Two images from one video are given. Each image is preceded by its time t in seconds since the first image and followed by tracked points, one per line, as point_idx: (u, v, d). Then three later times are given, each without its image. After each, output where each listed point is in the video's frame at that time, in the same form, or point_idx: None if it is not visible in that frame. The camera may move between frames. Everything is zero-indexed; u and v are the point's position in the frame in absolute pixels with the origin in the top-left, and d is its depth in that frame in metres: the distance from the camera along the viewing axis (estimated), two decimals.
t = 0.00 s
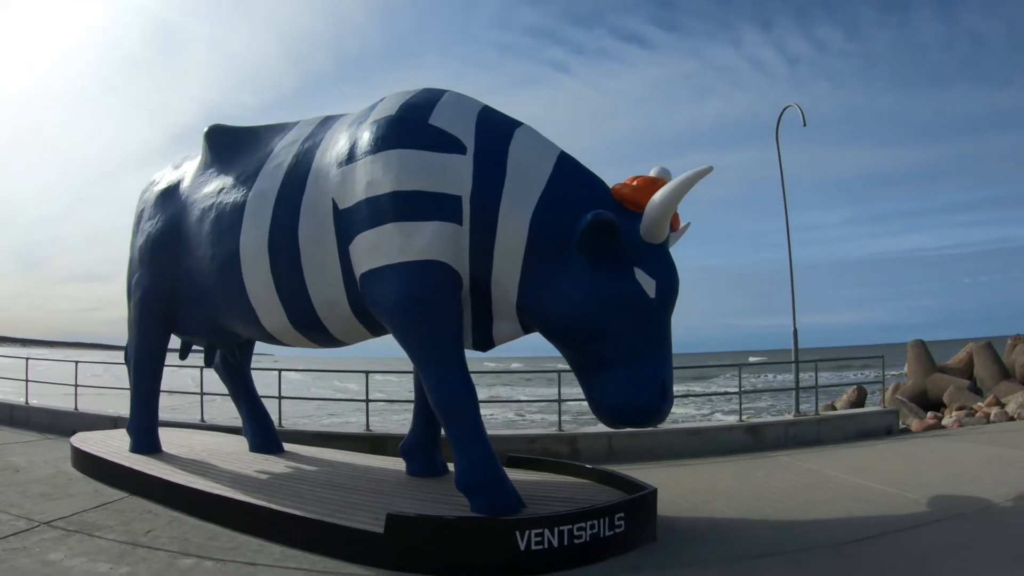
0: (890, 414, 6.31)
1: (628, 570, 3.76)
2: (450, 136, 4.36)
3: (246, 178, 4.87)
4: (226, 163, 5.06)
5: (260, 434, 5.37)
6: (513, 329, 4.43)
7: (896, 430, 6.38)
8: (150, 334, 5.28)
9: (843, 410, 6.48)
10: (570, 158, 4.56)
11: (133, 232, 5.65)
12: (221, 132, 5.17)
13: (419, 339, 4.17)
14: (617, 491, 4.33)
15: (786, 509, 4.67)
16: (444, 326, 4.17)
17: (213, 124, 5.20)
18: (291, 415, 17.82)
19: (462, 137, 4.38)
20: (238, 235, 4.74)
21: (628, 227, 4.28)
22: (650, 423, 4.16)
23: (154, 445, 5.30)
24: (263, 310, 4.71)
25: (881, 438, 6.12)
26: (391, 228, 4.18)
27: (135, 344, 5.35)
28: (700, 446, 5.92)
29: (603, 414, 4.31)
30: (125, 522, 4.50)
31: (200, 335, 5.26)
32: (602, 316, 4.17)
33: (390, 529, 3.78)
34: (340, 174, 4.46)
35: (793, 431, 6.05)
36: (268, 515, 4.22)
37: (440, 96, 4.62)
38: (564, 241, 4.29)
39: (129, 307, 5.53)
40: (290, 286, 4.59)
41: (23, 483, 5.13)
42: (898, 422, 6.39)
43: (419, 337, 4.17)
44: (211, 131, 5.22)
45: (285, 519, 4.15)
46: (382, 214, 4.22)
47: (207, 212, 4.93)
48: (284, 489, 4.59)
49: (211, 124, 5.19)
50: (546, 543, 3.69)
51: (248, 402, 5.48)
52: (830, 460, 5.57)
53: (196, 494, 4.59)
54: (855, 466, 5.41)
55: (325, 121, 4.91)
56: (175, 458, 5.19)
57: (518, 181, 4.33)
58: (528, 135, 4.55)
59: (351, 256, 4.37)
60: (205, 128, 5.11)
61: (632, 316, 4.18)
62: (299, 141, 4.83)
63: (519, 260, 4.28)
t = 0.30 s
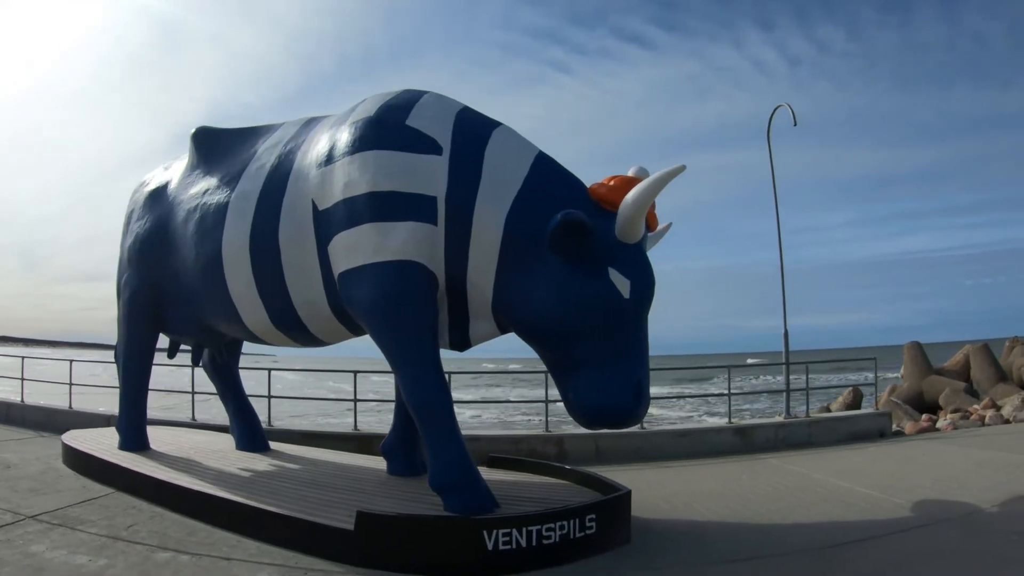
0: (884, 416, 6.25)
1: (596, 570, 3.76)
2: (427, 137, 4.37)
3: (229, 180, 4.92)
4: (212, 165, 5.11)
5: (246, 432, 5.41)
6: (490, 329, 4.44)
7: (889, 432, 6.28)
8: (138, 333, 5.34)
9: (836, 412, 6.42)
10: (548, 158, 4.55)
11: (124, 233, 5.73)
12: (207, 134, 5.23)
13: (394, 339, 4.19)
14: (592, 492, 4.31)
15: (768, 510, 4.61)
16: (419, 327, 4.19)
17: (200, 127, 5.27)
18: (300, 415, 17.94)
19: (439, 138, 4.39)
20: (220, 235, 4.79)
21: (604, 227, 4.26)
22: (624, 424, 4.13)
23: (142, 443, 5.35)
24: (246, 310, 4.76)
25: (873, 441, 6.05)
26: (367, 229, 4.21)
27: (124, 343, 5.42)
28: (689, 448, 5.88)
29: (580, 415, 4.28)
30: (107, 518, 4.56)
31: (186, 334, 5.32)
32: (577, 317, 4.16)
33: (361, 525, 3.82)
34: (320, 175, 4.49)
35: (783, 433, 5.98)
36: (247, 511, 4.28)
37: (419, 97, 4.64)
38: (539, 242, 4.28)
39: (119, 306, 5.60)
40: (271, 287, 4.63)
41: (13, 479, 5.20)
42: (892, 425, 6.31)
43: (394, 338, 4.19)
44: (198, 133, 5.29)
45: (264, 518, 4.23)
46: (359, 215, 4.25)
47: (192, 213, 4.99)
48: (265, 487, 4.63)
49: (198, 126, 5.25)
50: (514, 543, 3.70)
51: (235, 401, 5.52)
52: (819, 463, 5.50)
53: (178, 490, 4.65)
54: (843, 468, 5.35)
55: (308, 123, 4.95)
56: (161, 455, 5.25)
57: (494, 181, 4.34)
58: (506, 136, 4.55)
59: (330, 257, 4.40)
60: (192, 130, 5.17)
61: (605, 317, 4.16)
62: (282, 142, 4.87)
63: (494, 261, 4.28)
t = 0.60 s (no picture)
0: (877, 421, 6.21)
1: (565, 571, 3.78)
2: (406, 140, 4.41)
3: (217, 180, 5.00)
4: (201, 166, 5.20)
5: (235, 429, 5.50)
6: (468, 331, 4.47)
7: (881, 438, 6.29)
8: (129, 330, 5.44)
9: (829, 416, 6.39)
10: (527, 160, 4.57)
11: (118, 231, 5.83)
12: (198, 136, 5.32)
13: (370, 339, 4.22)
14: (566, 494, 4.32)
15: (747, 515, 4.59)
16: (395, 327, 4.21)
17: (191, 128, 5.35)
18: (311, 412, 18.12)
19: (418, 140, 4.42)
20: (207, 235, 4.87)
21: (580, 230, 4.27)
22: (597, 427, 4.12)
23: (133, 437, 5.46)
24: (231, 309, 4.84)
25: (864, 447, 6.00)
26: (345, 230, 4.25)
27: (116, 339, 5.53)
28: (676, 451, 5.86)
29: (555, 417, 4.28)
30: (93, 510, 4.66)
31: (177, 332, 5.42)
32: (551, 319, 4.16)
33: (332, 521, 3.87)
34: (302, 177, 4.54)
35: (772, 437, 5.95)
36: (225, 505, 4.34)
37: (401, 99, 4.67)
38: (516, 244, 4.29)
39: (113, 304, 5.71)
40: (254, 286, 4.70)
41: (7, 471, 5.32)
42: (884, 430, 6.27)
43: (370, 338, 4.22)
44: (189, 134, 5.37)
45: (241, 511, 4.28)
46: (338, 216, 4.29)
47: (180, 213, 5.08)
48: (247, 482, 4.71)
49: (189, 128, 5.33)
50: (480, 543, 3.72)
51: (225, 398, 5.61)
52: (806, 467, 5.46)
53: (163, 484, 4.74)
54: (829, 473, 5.30)
55: (294, 124, 5.01)
56: (151, 450, 5.35)
57: (472, 184, 4.36)
58: (486, 138, 4.57)
59: (310, 258, 4.45)
60: (182, 131, 5.26)
61: (579, 319, 4.16)
62: (268, 144, 4.94)
63: (470, 263, 4.30)
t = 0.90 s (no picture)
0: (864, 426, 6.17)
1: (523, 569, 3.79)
2: (379, 140, 4.44)
3: (198, 179, 5.07)
4: (185, 165, 5.27)
5: (218, 425, 5.58)
6: (438, 329, 4.49)
7: (869, 442, 6.22)
8: (116, 325, 5.54)
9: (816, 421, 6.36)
10: (500, 160, 4.57)
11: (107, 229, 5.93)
12: (183, 135, 5.39)
13: (338, 336, 4.25)
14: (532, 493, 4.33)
15: (717, 518, 4.56)
16: (363, 325, 4.23)
17: (177, 128, 5.43)
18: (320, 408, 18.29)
19: (391, 140, 4.45)
20: (187, 233, 4.94)
21: (549, 230, 4.27)
22: (562, 427, 4.11)
23: (118, 431, 5.56)
24: (210, 306, 4.91)
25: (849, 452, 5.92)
26: (317, 230, 4.28)
27: (103, 335, 5.63)
28: (657, 452, 5.83)
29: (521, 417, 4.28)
30: (73, 500, 4.75)
31: (162, 328, 5.51)
32: (517, 318, 4.16)
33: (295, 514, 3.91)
34: (278, 176, 4.59)
35: (755, 440, 5.91)
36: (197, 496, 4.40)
37: (376, 100, 4.70)
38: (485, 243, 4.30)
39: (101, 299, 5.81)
40: (230, 283, 4.76)
41: None
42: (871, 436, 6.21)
43: (338, 335, 4.25)
44: (175, 134, 5.45)
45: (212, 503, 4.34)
46: (310, 215, 4.33)
47: (163, 211, 5.16)
48: (222, 475, 4.77)
49: (175, 128, 5.41)
50: (438, 539, 3.74)
51: (210, 394, 5.70)
52: (786, 471, 5.41)
53: (141, 476, 4.81)
54: (809, 478, 5.24)
55: (274, 125, 5.06)
56: (135, 443, 5.43)
57: (443, 184, 4.38)
58: (459, 139, 4.59)
59: (284, 256, 4.50)
60: (168, 131, 5.34)
61: (545, 318, 4.15)
62: (248, 144, 5.00)
63: (440, 262, 4.32)
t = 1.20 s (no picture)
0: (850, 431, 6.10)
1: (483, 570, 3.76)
2: (352, 139, 4.43)
3: (179, 177, 5.10)
4: (167, 163, 5.31)
5: (200, 422, 5.62)
6: (410, 328, 4.47)
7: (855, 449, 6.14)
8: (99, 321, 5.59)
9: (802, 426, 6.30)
10: (474, 159, 4.54)
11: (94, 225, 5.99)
12: (166, 134, 5.43)
13: (307, 334, 4.25)
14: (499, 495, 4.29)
15: (688, 523, 4.51)
16: (331, 322, 4.22)
17: (161, 126, 5.47)
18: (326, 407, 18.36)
19: (364, 139, 4.44)
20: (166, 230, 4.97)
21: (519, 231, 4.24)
22: (528, 429, 4.08)
23: (100, 425, 5.61)
24: (188, 303, 4.93)
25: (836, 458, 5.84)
26: (288, 228, 4.28)
27: (88, 330, 5.68)
28: (639, 455, 5.77)
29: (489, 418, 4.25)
30: (50, 492, 4.78)
31: (145, 325, 5.55)
32: (484, 318, 4.13)
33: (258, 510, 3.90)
34: (253, 174, 4.59)
35: (739, 445, 5.85)
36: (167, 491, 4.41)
37: (352, 99, 4.70)
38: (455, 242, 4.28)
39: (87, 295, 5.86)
40: (206, 280, 4.77)
41: None
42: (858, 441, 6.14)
43: (306, 332, 4.24)
44: (160, 132, 5.49)
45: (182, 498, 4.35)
46: (282, 213, 4.34)
47: (144, 208, 5.19)
48: (196, 471, 4.79)
49: (159, 126, 5.45)
50: (397, 538, 3.72)
51: (192, 391, 5.73)
52: (767, 476, 5.34)
53: (117, 470, 4.84)
54: (789, 483, 5.17)
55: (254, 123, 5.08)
56: (115, 438, 5.47)
57: (415, 184, 4.36)
58: (433, 138, 4.57)
59: (257, 253, 4.50)
60: (151, 129, 5.38)
61: (512, 319, 4.12)
62: (227, 142, 5.02)
63: (410, 261, 4.30)
